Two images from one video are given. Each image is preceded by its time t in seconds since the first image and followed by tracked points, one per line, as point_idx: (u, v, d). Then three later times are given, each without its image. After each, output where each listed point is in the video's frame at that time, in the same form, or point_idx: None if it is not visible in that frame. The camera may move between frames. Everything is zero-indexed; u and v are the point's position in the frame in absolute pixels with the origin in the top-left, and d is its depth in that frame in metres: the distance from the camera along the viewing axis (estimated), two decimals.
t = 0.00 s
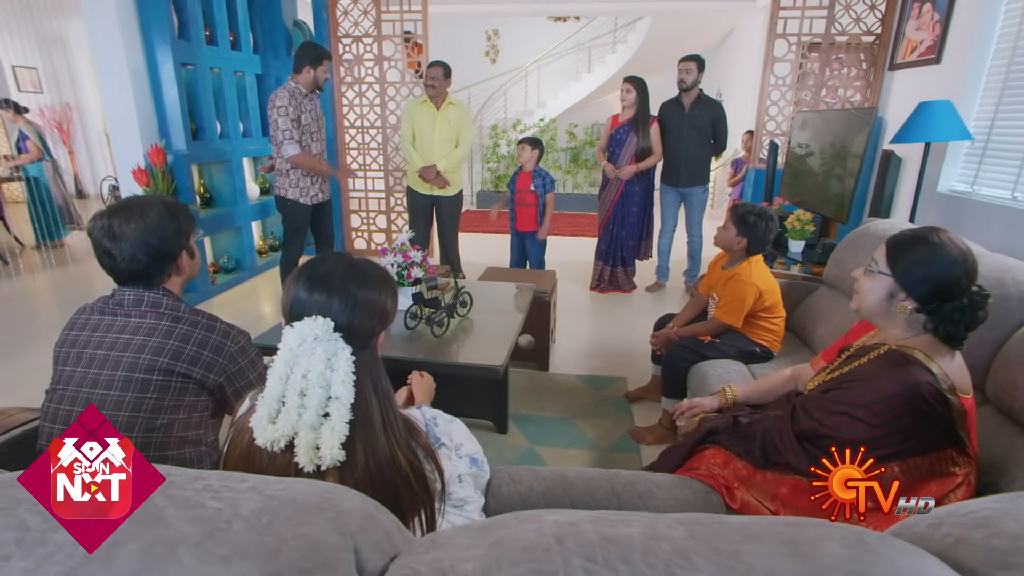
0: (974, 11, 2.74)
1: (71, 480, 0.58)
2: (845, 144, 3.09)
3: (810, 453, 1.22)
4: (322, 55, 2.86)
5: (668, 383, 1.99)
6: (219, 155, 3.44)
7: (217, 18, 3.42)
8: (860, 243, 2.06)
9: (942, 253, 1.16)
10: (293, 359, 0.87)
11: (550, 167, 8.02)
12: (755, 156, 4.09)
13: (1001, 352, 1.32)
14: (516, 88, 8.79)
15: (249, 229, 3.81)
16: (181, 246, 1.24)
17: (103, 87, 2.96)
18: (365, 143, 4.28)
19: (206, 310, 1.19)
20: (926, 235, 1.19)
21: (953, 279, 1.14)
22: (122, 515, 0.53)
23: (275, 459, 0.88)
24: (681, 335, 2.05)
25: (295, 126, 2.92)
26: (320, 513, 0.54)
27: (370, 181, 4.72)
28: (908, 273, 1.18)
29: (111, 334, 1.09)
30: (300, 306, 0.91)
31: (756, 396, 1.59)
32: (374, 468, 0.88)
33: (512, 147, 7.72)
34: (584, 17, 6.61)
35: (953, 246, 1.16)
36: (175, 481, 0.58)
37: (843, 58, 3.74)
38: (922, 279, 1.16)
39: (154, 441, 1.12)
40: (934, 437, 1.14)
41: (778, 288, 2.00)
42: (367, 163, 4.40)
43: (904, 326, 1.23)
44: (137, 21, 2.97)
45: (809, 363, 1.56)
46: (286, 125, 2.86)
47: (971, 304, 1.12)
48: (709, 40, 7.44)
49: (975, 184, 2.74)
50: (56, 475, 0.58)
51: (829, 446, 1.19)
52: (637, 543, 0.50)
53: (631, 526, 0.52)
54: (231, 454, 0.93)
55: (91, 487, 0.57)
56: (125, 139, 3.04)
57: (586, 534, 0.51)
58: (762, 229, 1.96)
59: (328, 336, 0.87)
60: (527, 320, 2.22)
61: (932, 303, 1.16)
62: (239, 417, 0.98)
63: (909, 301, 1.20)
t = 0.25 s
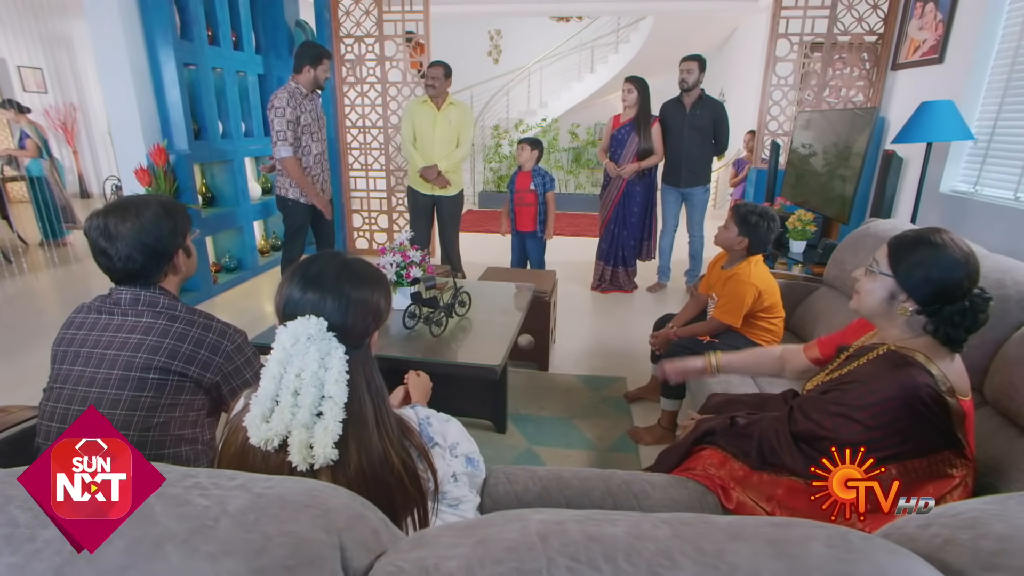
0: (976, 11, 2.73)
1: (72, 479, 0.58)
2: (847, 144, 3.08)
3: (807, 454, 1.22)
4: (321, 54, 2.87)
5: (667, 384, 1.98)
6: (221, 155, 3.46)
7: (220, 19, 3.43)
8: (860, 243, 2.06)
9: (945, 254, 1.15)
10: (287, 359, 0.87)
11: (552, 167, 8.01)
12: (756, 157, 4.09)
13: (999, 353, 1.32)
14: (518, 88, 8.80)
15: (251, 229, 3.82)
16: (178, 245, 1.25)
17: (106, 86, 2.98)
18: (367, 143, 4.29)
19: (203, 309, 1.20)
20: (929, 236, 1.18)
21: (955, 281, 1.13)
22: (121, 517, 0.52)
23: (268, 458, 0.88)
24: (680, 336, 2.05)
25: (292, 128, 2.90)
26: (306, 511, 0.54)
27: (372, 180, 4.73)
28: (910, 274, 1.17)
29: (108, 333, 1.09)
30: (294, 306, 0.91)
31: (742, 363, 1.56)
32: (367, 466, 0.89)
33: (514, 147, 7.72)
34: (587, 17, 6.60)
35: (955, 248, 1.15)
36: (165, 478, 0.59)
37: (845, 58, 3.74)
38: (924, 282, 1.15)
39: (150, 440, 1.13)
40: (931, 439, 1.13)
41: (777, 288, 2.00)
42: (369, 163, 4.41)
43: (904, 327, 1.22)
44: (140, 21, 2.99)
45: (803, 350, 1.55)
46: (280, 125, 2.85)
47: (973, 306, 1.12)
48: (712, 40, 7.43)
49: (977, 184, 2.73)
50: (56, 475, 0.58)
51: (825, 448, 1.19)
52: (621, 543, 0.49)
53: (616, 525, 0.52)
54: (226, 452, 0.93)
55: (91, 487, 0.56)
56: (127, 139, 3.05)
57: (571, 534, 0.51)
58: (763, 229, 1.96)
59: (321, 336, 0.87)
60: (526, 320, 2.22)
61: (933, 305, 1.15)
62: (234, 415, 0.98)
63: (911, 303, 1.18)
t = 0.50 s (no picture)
0: (978, 11, 2.72)
1: (71, 480, 0.57)
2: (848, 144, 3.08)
3: (803, 455, 1.21)
4: (321, 54, 2.89)
5: (666, 384, 1.98)
6: (223, 154, 3.47)
7: (222, 19, 3.45)
8: (860, 243, 2.05)
9: (938, 254, 1.15)
10: (280, 360, 0.87)
11: (554, 166, 8.01)
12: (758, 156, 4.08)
13: (997, 354, 1.31)
14: (521, 87, 8.80)
15: (253, 228, 3.83)
16: (174, 245, 1.26)
17: (110, 86, 2.99)
18: (369, 143, 4.30)
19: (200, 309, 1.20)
20: (923, 236, 1.18)
21: (947, 281, 1.13)
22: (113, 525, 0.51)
23: (262, 457, 0.88)
24: (679, 336, 2.04)
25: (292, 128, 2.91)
26: (294, 509, 0.55)
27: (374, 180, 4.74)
28: (905, 274, 1.17)
29: (105, 331, 1.10)
30: (286, 305, 0.92)
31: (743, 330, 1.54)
32: (360, 465, 0.89)
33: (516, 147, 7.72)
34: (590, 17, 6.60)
35: (949, 248, 1.15)
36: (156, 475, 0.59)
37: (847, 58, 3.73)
38: (919, 282, 1.15)
39: (147, 438, 1.13)
40: (926, 440, 1.13)
41: (777, 288, 1.99)
42: (371, 163, 4.42)
43: (897, 328, 1.21)
44: (143, 22, 3.00)
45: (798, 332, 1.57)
46: (280, 125, 2.85)
47: (966, 306, 1.11)
48: (715, 40, 7.42)
49: (980, 185, 2.71)
50: (56, 475, 0.57)
51: (820, 449, 1.19)
52: (607, 541, 0.49)
53: (602, 524, 0.52)
54: (220, 451, 0.93)
55: (92, 487, 0.56)
56: (130, 138, 3.07)
57: (556, 533, 0.51)
58: (765, 229, 1.95)
59: (315, 336, 0.88)
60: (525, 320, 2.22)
61: (926, 305, 1.15)
62: (228, 414, 0.98)
63: (904, 303, 1.18)
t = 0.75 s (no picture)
0: (981, 10, 2.70)
1: (71, 479, 0.56)
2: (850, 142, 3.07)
3: (798, 457, 1.21)
4: (320, 54, 2.89)
5: (665, 384, 1.98)
6: (226, 154, 3.49)
7: (224, 19, 3.46)
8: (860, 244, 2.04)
9: (928, 255, 1.14)
10: (276, 364, 0.88)
11: (556, 167, 8.02)
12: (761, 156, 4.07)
13: (996, 355, 1.31)
14: (523, 87, 8.80)
15: (255, 228, 3.85)
16: (169, 245, 1.26)
17: (113, 86, 3.01)
18: (371, 143, 4.31)
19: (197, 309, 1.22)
20: (911, 236, 1.18)
21: (937, 282, 1.13)
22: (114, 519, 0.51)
23: (258, 460, 0.89)
24: (678, 336, 2.04)
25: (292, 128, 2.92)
26: (281, 507, 0.55)
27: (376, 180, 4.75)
28: (893, 275, 1.17)
29: (102, 331, 1.11)
30: (278, 307, 0.92)
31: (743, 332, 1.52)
32: (355, 466, 0.89)
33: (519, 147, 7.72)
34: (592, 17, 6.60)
35: (938, 248, 1.15)
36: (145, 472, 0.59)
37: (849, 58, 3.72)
38: (907, 283, 1.15)
39: (143, 437, 1.14)
40: (922, 440, 1.12)
41: (777, 289, 1.99)
42: (373, 163, 4.43)
43: (890, 329, 1.21)
44: (146, 22, 3.02)
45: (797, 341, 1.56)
46: (280, 126, 2.85)
47: (956, 306, 1.10)
48: (718, 40, 7.40)
49: (983, 186, 2.70)
50: (56, 476, 0.57)
51: (815, 450, 1.18)
52: (590, 540, 0.50)
53: (587, 523, 0.52)
54: (217, 453, 0.94)
55: (92, 488, 0.53)
56: (132, 138, 3.08)
57: (541, 531, 0.51)
58: (766, 229, 1.95)
59: (309, 340, 0.88)
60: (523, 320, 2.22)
61: (917, 305, 1.15)
62: (224, 415, 0.99)
63: (894, 305, 1.18)
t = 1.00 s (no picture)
0: (983, 11, 2.69)
1: (72, 479, 0.56)
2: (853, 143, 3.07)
3: (795, 456, 1.21)
4: (320, 54, 2.90)
5: (664, 385, 1.98)
6: (228, 154, 3.50)
7: (227, 19, 3.47)
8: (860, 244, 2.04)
9: (919, 254, 1.15)
10: (270, 366, 0.88)
11: (559, 167, 8.03)
12: (763, 157, 4.07)
13: (994, 355, 1.30)
14: (526, 87, 8.80)
15: (257, 227, 3.86)
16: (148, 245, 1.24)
17: (115, 87, 3.03)
18: (373, 143, 4.33)
19: (185, 309, 1.22)
20: (903, 236, 1.18)
21: (929, 280, 1.13)
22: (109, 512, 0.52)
23: (251, 463, 0.88)
24: (678, 336, 2.04)
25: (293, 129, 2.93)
26: (268, 504, 0.55)
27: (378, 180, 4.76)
28: (885, 275, 1.17)
29: (89, 335, 1.11)
30: (271, 307, 0.93)
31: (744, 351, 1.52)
32: (349, 466, 0.89)
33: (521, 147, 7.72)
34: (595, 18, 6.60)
35: (929, 247, 1.15)
36: (137, 468, 0.60)
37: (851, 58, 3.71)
38: (898, 281, 1.15)
39: (136, 440, 1.16)
40: (917, 437, 1.12)
41: (778, 290, 1.98)
42: (375, 163, 4.45)
43: (885, 327, 1.21)
44: (148, 23, 3.03)
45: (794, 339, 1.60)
46: (280, 126, 2.86)
47: (949, 304, 1.09)
48: (721, 40, 7.39)
49: (985, 186, 2.69)
50: (56, 476, 0.56)
51: (812, 448, 1.18)
52: (575, 539, 0.50)
53: (572, 522, 0.52)
54: (211, 455, 0.94)
55: (91, 488, 0.52)
56: (135, 138, 3.10)
57: (525, 530, 0.51)
58: (766, 229, 1.95)
59: (303, 342, 0.89)
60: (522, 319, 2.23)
61: (911, 303, 1.15)
62: (218, 417, 0.99)
63: (888, 304, 1.18)
